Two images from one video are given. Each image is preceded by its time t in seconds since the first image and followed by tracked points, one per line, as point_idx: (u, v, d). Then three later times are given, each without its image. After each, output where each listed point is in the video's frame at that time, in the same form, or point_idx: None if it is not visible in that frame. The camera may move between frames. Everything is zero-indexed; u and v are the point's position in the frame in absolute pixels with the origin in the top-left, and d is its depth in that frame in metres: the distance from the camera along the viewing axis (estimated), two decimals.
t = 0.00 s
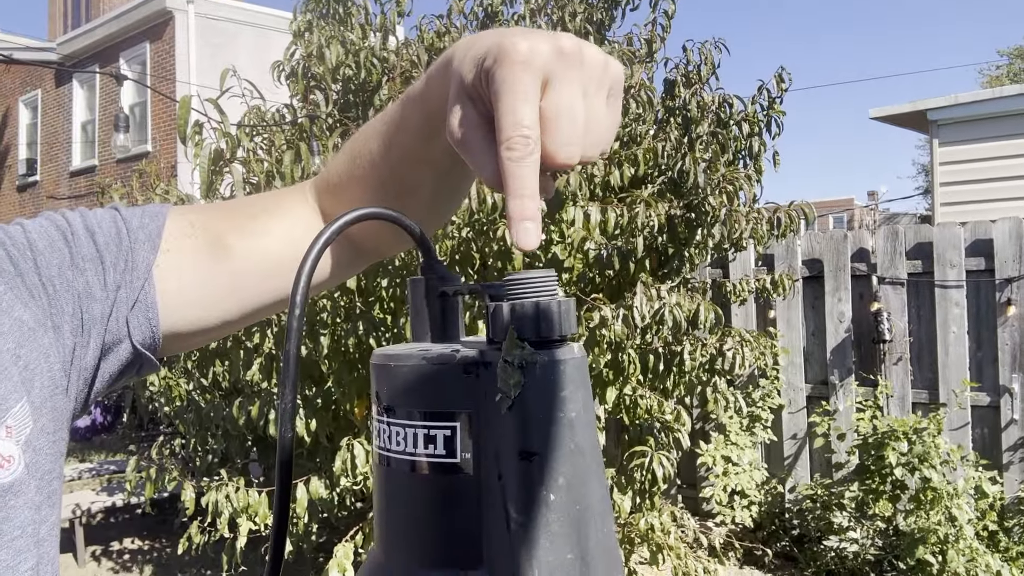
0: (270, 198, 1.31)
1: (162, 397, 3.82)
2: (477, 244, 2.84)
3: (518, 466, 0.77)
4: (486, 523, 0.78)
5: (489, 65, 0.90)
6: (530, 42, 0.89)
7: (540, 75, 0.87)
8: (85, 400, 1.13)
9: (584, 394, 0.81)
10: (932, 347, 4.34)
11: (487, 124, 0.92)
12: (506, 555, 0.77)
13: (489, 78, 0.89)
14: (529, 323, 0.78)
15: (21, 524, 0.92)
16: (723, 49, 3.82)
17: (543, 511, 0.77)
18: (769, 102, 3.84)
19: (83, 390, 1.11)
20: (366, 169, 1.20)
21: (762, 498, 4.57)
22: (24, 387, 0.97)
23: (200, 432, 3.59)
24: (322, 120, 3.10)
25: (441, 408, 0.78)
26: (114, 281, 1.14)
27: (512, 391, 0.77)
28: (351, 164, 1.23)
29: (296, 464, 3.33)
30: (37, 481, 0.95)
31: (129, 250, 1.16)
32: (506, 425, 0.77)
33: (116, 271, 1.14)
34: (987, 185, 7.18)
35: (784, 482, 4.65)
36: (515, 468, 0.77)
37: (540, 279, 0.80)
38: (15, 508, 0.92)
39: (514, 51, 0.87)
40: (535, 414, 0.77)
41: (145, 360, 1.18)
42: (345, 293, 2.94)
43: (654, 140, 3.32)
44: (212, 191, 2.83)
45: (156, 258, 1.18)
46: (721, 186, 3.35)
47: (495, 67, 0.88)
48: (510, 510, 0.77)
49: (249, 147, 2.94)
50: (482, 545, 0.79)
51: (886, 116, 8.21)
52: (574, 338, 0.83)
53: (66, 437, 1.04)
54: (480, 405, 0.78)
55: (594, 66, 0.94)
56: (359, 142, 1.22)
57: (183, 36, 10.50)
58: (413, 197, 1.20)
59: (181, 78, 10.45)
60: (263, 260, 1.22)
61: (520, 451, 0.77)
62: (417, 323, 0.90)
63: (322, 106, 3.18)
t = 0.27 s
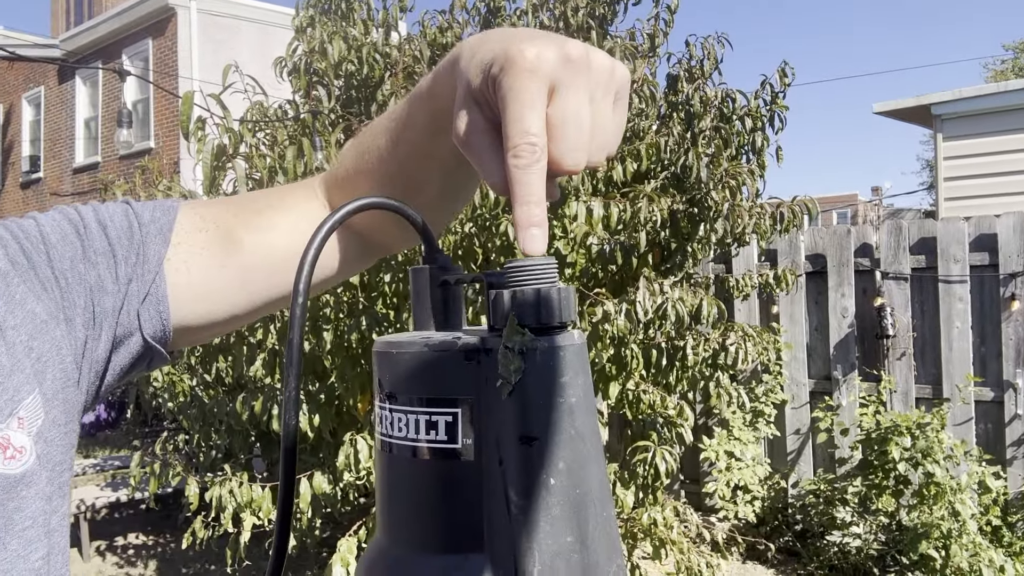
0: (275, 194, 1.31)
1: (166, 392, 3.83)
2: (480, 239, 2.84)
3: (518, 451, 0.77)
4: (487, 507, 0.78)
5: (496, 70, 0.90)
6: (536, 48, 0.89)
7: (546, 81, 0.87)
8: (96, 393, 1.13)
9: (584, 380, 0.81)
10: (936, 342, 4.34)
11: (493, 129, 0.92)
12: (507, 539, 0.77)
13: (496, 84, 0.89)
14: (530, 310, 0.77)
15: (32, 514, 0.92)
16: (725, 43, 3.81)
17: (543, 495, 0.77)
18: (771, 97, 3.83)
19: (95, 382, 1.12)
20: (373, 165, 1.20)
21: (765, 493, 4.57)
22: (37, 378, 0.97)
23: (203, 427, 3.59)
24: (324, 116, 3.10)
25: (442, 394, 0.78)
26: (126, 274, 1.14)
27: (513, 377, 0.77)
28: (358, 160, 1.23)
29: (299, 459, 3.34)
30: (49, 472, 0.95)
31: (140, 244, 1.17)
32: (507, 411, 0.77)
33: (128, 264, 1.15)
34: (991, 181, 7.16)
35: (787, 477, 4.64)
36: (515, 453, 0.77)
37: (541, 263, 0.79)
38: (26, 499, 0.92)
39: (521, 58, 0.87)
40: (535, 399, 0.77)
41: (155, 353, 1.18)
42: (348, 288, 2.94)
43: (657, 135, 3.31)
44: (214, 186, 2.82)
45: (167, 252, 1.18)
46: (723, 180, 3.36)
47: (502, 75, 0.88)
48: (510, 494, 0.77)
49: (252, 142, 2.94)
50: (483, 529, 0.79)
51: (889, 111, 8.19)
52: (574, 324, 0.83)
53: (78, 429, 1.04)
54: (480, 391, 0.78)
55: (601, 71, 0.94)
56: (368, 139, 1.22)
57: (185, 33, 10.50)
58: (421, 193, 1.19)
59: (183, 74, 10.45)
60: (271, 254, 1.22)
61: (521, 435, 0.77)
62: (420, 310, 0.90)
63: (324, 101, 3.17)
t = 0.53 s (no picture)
0: (288, 195, 1.32)
1: (171, 391, 3.84)
2: (484, 238, 2.84)
3: (519, 440, 0.76)
4: (490, 495, 0.79)
5: (501, 78, 0.89)
6: (541, 55, 0.88)
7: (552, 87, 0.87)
8: (105, 389, 1.13)
9: (587, 369, 0.80)
10: (941, 341, 4.33)
11: (500, 135, 0.92)
12: (509, 528, 0.77)
13: (502, 91, 0.89)
14: (531, 300, 0.76)
15: (41, 508, 0.92)
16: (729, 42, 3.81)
17: (545, 484, 0.76)
18: (775, 95, 3.83)
19: (105, 378, 1.12)
20: (382, 168, 1.20)
21: (770, 492, 4.57)
22: (48, 373, 0.97)
23: (208, 426, 3.60)
24: (328, 115, 3.10)
25: (445, 383, 0.80)
26: (137, 271, 1.15)
27: (514, 367, 0.76)
28: (368, 161, 1.24)
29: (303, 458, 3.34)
30: (58, 467, 0.95)
31: (152, 242, 1.17)
32: (508, 400, 0.77)
33: (139, 262, 1.15)
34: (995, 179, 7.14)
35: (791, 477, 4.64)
36: (517, 442, 0.76)
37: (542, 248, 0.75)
38: (34, 493, 0.92)
39: (526, 64, 0.87)
40: (537, 389, 0.76)
41: (165, 351, 1.18)
42: (352, 286, 2.94)
43: (660, 134, 3.31)
44: (218, 185, 2.83)
45: (178, 250, 1.19)
46: (727, 179, 3.37)
47: (507, 81, 0.87)
48: (512, 482, 0.77)
49: (256, 142, 2.95)
50: (485, 517, 0.79)
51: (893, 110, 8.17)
52: (577, 312, 0.81)
53: (87, 425, 1.04)
54: (484, 380, 0.78)
55: (605, 74, 0.94)
56: (378, 141, 1.23)
57: (190, 34, 10.52)
58: (429, 196, 1.19)
59: (188, 74, 10.48)
60: (283, 253, 1.23)
61: (522, 425, 0.76)
62: (425, 302, 0.90)
63: (328, 101, 3.18)
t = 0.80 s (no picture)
0: (296, 191, 1.32)
1: (178, 391, 3.85)
2: (489, 237, 2.85)
3: (522, 429, 0.77)
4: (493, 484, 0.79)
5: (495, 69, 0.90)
6: (534, 47, 0.88)
7: (546, 79, 0.87)
8: (115, 383, 1.14)
9: (588, 360, 0.80)
10: (948, 341, 4.31)
11: (495, 127, 0.93)
12: (512, 517, 0.78)
13: (495, 82, 0.89)
14: (535, 289, 0.76)
15: (50, 500, 0.92)
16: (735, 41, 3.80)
17: (548, 472, 0.77)
18: (782, 95, 3.82)
19: (115, 372, 1.13)
20: (387, 164, 1.21)
21: (776, 493, 4.56)
22: (58, 366, 0.98)
23: (215, 426, 3.61)
24: (335, 115, 3.11)
25: (448, 374, 0.79)
26: (147, 266, 1.16)
27: (517, 356, 0.76)
28: (374, 158, 1.24)
29: (310, 457, 3.35)
30: (69, 459, 0.96)
31: (162, 237, 1.18)
32: (512, 390, 0.77)
33: (149, 257, 1.16)
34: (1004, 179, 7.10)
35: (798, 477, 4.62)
36: (520, 432, 0.77)
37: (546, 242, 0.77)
38: (43, 487, 0.92)
39: (520, 56, 0.87)
40: (540, 378, 0.76)
41: (175, 345, 1.19)
42: (358, 286, 2.94)
43: (666, 133, 3.31)
44: (226, 185, 2.84)
45: (187, 245, 1.20)
46: (733, 178, 3.37)
47: (502, 72, 0.88)
48: (515, 471, 0.77)
49: (263, 142, 2.96)
50: (489, 506, 0.79)
51: (900, 109, 8.15)
52: (579, 303, 0.81)
53: (97, 418, 1.05)
54: (487, 371, 0.78)
55: (601, 67, 0.94)
56: (383, 137, 1.23)
57: (197, 35, 10.56)
58: (433, 191, 1.19)
59: (195, 75, 10.51)
60: (290, 247, 1.22)
61: (525, 414, 0.77)
62: (426, 292, 0.90)
63: (334, 101, 3.18)
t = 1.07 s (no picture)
0: (295, 186, 1.32)
1: (186, 391, 3.86)
2: (496, 237, 2.84)
3: (518, 426, 0.76)
4: (490, 481, 0.78)
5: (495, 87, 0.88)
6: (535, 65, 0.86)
7: (546, 98, 0.85)
8: (116, 379, 1.14)
9: (587, 356, 0.79)
10: (958, 343, 4.28)
11: (492, 144, 0.91)
12: (508, 514, 0.77)
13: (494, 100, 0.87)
14: (531, 285, 0.76)
15: (50, 497, 0.93)
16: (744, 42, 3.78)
17: (544, 471, 0.76)
18: (790, 95, 3.81)
19: (115, 369, 1.13)
20: (385, 161, 1.20)
21: (784, 495, 4.53)
22: (56, 363, 0.98)
23: (222, 426, 3.62)
24: (342, 116, 3.12)
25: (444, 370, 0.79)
26: (146, 262, 1.16)
27: (513, 353, 0.76)
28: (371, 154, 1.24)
29: (316, 457, 3.35)
30: (68, 456, 0.96)
31: (160, 233, 1.18)
32: (508, 386, 0.76)
33: (148, 253, 1.16)
34: (1015, 179, 7.05)
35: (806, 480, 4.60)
36: (516, 429, 0.76)
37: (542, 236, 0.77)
38: (43, 485, 0.92)
39: (520, 74, 0.85)
40: (537, 375, 0.76)
41: (175, 341, 1.19)
42: (364, 286, 2.94)
43: (673, 134, 3.30)
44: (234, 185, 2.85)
45: (186, 241, 1.20)
46: (741, 178, 3.35)
47: (502, 90, 0.86)
48: (512, 469, 0.77)
49: (270, 143, 2.97)
50: (486, 504, 0.79)
51: (909, 110, 8.11)
52: (577, 299, 0.80)
53: (97, 414, 1.05)
54: (483, 367, 0.78)
55: (603, 83, 0.92)
56: (382, 134, 1.23)
57: (206, 37, 10.60)
58: (431, 189, 1.19)
59: (204, 76, 10.55)
60: (289, 243, 1.23)
61: (522, 411, 0.76)
62: (423, 289, 0.89)
63: (341, 101, 3.19)
